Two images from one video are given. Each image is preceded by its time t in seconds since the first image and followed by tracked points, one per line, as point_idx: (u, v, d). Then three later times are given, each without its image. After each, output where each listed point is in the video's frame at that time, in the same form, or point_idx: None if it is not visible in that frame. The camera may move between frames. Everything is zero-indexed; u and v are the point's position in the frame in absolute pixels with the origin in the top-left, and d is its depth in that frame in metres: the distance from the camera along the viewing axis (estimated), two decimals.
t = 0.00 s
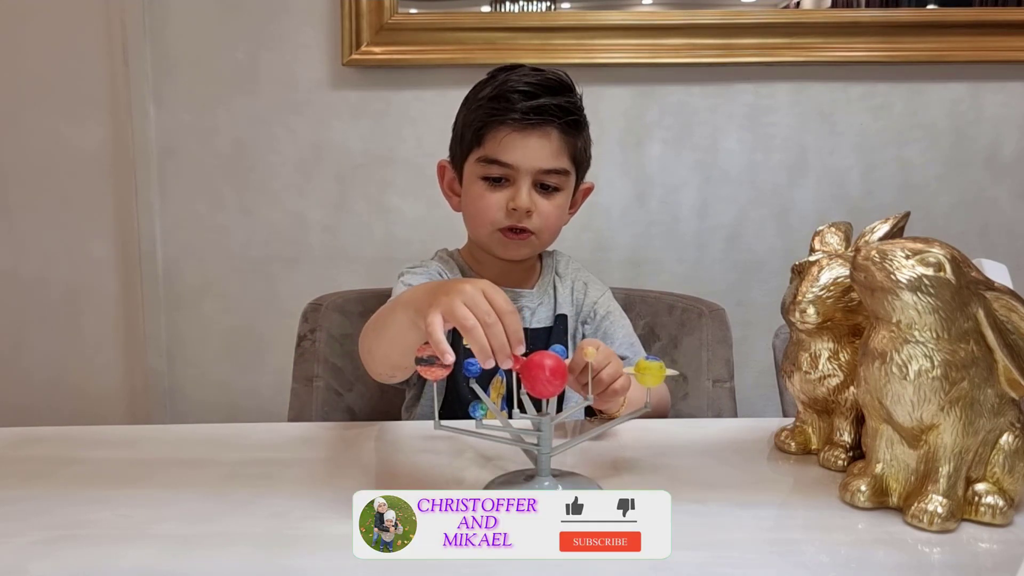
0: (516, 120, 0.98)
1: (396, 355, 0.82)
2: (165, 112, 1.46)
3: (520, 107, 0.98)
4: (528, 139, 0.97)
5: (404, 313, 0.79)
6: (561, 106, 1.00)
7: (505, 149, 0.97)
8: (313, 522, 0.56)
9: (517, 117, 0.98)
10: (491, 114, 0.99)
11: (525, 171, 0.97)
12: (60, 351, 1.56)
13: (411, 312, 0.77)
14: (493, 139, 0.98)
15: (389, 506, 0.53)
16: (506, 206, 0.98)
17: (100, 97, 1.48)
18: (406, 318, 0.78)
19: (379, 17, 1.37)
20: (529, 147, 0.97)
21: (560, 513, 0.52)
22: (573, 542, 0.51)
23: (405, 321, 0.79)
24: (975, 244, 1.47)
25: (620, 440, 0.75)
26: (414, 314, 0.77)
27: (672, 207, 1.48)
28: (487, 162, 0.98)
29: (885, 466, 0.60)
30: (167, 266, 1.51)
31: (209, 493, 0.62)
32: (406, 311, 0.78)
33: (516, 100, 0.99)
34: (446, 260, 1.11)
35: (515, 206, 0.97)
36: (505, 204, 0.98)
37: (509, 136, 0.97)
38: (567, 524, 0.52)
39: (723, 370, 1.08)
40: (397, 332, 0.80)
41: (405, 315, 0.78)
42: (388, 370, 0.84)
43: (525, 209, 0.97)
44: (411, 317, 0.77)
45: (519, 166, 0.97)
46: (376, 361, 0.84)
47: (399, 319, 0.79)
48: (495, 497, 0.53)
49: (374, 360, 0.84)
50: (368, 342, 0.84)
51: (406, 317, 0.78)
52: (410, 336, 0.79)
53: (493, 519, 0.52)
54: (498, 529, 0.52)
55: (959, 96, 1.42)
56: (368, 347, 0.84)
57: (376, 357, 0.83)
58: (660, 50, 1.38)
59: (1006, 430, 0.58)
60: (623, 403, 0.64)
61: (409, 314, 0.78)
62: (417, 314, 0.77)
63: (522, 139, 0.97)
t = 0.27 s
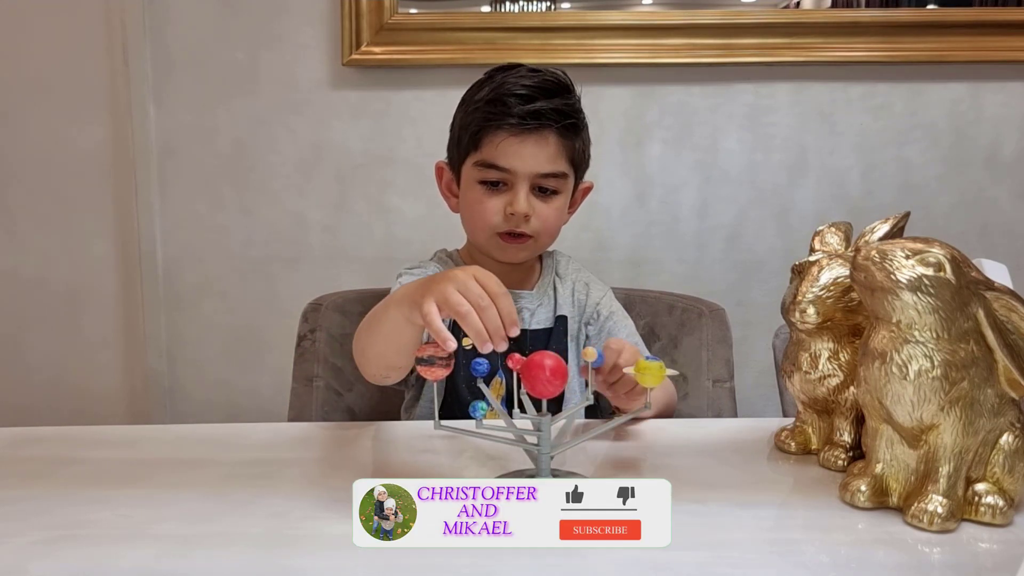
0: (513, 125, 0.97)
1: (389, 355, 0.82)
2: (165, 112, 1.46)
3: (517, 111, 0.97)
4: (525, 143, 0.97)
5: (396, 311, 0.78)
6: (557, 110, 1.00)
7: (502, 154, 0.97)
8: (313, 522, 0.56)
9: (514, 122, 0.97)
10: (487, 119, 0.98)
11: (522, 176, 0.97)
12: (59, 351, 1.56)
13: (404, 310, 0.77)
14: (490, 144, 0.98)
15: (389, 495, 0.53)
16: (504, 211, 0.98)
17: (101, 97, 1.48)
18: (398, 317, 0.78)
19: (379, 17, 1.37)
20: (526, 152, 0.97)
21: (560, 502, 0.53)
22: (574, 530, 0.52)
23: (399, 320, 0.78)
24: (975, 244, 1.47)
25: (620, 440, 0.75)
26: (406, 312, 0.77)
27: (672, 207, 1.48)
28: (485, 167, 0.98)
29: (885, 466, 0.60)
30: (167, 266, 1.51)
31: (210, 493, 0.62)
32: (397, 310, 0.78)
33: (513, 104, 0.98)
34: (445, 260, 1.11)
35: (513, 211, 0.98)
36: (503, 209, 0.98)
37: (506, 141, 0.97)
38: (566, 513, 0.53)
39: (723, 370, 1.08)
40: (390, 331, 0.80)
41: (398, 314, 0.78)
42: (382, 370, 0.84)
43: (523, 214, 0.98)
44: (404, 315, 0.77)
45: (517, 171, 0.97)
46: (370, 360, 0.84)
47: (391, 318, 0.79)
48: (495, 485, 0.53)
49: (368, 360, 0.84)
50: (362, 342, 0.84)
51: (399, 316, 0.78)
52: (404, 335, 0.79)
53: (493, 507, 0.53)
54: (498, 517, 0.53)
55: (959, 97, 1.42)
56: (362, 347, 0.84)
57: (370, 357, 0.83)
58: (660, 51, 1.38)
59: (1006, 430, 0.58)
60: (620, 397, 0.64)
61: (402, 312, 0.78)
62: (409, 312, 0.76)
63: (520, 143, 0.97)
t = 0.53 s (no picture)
0: (516, 132, 0.97)
1: (383, 349, 0.82)
2: (165, 112, 1.46)
3: (521, 117, 0.97)
4: (529, 149, 0.97)
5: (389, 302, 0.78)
6: (560, 116, 0.99)
7: (506, 160, 0.97)
8: (313, 522, 0.56)
9: (517, 129, 0.97)
10: (490, 124, 0.98)
11: (525, 180, 0.98)
12: (60, 352, 1.55)
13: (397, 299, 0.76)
14: (494, 149, 0.97)
15: (389, 493, 0.54)
16: (507, 216, 0.99)
17: (101, 97, 1.48)
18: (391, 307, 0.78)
19: (379, 17, 1.37)
20: (530, 158, 0.97)
21: (560, 500, 0.53)
22: (574, 527, 0.53)
23: (393, 313, 0.78)
24: (975, 244, 1.47)
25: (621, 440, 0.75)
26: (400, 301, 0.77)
27: (673, 207, 1.48)
28: (489, 172, 0.98)
29: (885, 466, 0.60)
30: (167, 266, 1.51)
31: (210, 493, 0.62)
32: (392, 301, 0.77)
33: (516, 110, 0.98)
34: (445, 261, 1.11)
35: (516, 216, 0.98)
36: (506, 214, 0.99)
37: (510, 147, 0.97)
38: (566, 510, 0.53)
39: (723, 370, 1.08)
40: (384, 323, 0.80)
41: (392, 306, 0.78)
42: (375, 362, 0.84)
43: (527, 218, 0.99)
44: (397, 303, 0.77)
45: (521, 177, 0.97)
46: (362, 354, 0.84)
47: (384, 310, 0.79)
48: (495, 484, 0.54)
49: (361, 353, 0.84)
50: (354, 337, 0.84)
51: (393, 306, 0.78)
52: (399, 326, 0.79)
53: (492, 505, 0.53)
54: (498, 515, 0.53)
55: (959, 96, 1.42)
56: (355, 342, 0.84)
57: (363, 352, 0.84)
58: (660, 51, 1.38)
59: (1006, 430, 0.58)
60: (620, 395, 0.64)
61: (395, 301, 0.77)
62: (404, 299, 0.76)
63: (524, 149, 0.97)
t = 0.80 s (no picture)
0: (516, 131, 0.97)
1: (380, 351, 0.82)
2: (165, 112, 1.46)
3: (521, 116, 0.97)
4: (529, 148, 0.97)
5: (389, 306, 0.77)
6: (559, 115, 1.00)
7: (506, 159, 0.97)
8: (313, 522, 0.56)
9: (517, 128, 0.97)
10: (491, 124, 0.98)
11: (526, 180, 0.97)
12: (60, 352, 1.55)
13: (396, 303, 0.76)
14: (494, 149, 0.97)
15: (389, 492, 0.53)
16: (507, 215, 0.98)
17: (101, 97, 1.48)
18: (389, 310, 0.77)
19: (379, 17, 1.37)
20: (530, 157, 0.97)
21: (560, 498, 0.53)
22: (574, 525, 0.53)
23: (392, 316, 0.78)
24: (975, 244, 1.47)
25: (621, 441, 0.75)
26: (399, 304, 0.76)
27: (673, 207, 1.48)
28: (489, 172, 0.97)
29: (885, 466, 0.60)
30: (167, 265, 1.51)
31: (210, 493, 0.62)
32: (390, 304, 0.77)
33: (516, 110, 0.98)
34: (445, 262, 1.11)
35: (516, 216, 0.98)
36: (507, 213, 0.98)
37: (510, 147, 0.97)
38: (566, 509, 0.53)
39: (723, 370, 1.08)
40: (381, 326, 0.79)
41: (391, 309, 0.77)
42: (371, 365, 0.84)
43: (527, 219, 0.98)
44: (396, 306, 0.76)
45: (521, 177, 0.97)
46: (358, 356, 0.83)
47: (382, 313, 0.78)
48: (496, 482, 0.53)
49: (357, 355, 0.84)
50: (351, 339, 0.84)
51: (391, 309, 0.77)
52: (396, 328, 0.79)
53: (493, 504, 0.53)
54: (498, 514, 0.53)
55: (959, 96, 1.42)
56: (352, 344, 0.84)
57: (359, 354, 0.83)
58: (660, 51, 1.38)
59: (1006, 430, 0.58)
60: (621, 395, 0.64)
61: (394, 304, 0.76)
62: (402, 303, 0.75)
63: (523, 149, 0.97)
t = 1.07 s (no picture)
0: (511, 125, 0.97)
1: (385, 358, 0.81)
2: (164, 112, 1.46)
3: (515, 110, 0.97)
4: (523, 142, 0.97)
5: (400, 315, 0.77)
6: (555, 109, 1.00)
7: (501, 153, 0.97)
8: (313, 522, 0.56)
9: (511, 122, 0.97)
10: (485, 119, 0.98)
11: (521, 175, 0.97)
12: (60, 351, 1.55)
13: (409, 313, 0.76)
14: (489, 144, 0.98)
15: (389, 492, 0.53)
16: (504, 211, 0.98)
17: (101, 96, 1.48)
18: (400, 320, 0.77)
19: (379, 17, 1.37)
20: (524, 151, 0.97)
21: (560, 498, 0.53)
22: (574, 525, 0.53)
23: (400, 324, 0.77)
24: (975, 244, 1.47)
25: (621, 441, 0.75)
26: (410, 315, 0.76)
27: (673, 207, 1.48)
28: (484, 167, 0.98)
29: (885, 466, 0.60)
30: (167, 265, 1.51)
31: (210, 493, 0.62)
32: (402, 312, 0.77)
33: (511, 103, 0.98)
34: (445, 262, 1.11)
35: (512, 211, 0.97)
36: (503, 209, 0.98)
37: (504, 141, 0.97)
38: (566, 509, 0.53)
39: (723, 370, 1.08)
40: (389, 332, 0.79)
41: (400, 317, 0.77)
42: (375, 372, 0.83)
43: (523, 214, 0.98)
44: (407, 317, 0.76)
45: (516, 171, 0.97)
46: (363, 362, 0.83)
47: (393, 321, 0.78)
48: (496, 482, 0.53)
49: (362, 360, 0.83)
50: (358, 344, 0.83)
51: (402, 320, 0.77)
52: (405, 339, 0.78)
53: (493, 504, 0.53)
54: (498, 514, 0.53)
55: (959, 96, 1.42)
56: (358, 348, 0.83)
57: (364, 359, 0.82)
58: (660, 51, 1.38)
59: (1006, 430, 0.58)
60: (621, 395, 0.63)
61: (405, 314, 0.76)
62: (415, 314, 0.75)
63: (517, 142, 0.97)
